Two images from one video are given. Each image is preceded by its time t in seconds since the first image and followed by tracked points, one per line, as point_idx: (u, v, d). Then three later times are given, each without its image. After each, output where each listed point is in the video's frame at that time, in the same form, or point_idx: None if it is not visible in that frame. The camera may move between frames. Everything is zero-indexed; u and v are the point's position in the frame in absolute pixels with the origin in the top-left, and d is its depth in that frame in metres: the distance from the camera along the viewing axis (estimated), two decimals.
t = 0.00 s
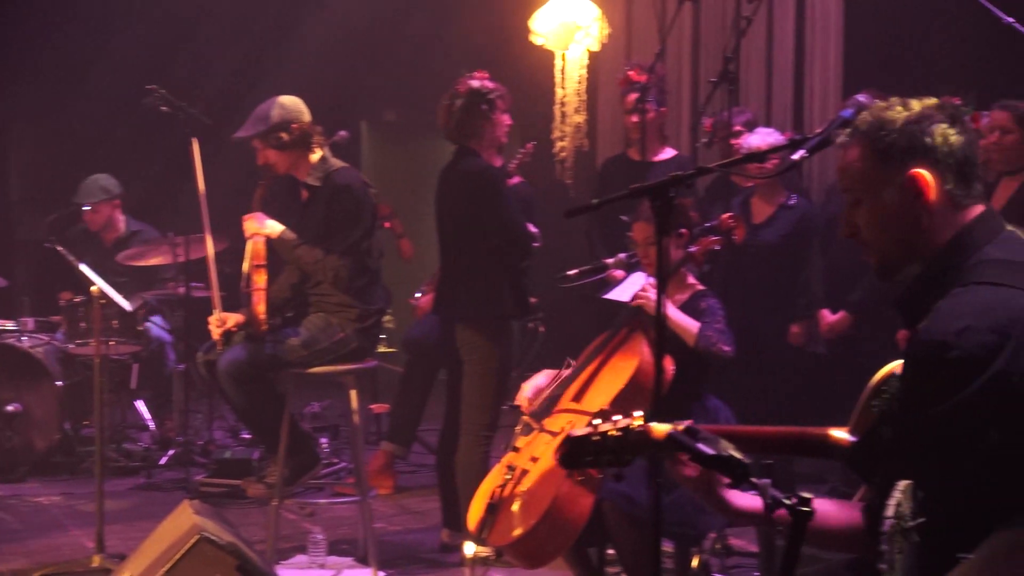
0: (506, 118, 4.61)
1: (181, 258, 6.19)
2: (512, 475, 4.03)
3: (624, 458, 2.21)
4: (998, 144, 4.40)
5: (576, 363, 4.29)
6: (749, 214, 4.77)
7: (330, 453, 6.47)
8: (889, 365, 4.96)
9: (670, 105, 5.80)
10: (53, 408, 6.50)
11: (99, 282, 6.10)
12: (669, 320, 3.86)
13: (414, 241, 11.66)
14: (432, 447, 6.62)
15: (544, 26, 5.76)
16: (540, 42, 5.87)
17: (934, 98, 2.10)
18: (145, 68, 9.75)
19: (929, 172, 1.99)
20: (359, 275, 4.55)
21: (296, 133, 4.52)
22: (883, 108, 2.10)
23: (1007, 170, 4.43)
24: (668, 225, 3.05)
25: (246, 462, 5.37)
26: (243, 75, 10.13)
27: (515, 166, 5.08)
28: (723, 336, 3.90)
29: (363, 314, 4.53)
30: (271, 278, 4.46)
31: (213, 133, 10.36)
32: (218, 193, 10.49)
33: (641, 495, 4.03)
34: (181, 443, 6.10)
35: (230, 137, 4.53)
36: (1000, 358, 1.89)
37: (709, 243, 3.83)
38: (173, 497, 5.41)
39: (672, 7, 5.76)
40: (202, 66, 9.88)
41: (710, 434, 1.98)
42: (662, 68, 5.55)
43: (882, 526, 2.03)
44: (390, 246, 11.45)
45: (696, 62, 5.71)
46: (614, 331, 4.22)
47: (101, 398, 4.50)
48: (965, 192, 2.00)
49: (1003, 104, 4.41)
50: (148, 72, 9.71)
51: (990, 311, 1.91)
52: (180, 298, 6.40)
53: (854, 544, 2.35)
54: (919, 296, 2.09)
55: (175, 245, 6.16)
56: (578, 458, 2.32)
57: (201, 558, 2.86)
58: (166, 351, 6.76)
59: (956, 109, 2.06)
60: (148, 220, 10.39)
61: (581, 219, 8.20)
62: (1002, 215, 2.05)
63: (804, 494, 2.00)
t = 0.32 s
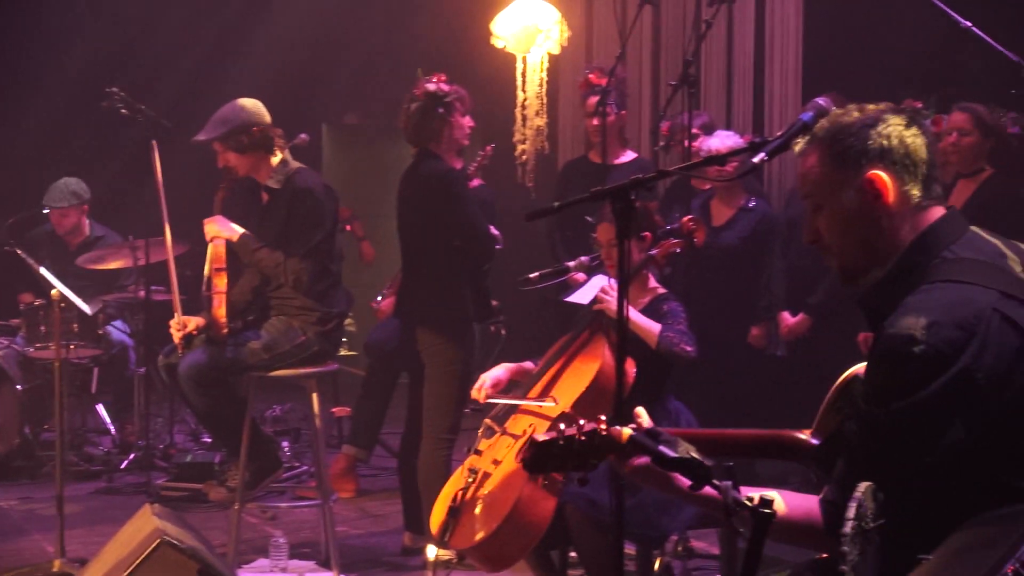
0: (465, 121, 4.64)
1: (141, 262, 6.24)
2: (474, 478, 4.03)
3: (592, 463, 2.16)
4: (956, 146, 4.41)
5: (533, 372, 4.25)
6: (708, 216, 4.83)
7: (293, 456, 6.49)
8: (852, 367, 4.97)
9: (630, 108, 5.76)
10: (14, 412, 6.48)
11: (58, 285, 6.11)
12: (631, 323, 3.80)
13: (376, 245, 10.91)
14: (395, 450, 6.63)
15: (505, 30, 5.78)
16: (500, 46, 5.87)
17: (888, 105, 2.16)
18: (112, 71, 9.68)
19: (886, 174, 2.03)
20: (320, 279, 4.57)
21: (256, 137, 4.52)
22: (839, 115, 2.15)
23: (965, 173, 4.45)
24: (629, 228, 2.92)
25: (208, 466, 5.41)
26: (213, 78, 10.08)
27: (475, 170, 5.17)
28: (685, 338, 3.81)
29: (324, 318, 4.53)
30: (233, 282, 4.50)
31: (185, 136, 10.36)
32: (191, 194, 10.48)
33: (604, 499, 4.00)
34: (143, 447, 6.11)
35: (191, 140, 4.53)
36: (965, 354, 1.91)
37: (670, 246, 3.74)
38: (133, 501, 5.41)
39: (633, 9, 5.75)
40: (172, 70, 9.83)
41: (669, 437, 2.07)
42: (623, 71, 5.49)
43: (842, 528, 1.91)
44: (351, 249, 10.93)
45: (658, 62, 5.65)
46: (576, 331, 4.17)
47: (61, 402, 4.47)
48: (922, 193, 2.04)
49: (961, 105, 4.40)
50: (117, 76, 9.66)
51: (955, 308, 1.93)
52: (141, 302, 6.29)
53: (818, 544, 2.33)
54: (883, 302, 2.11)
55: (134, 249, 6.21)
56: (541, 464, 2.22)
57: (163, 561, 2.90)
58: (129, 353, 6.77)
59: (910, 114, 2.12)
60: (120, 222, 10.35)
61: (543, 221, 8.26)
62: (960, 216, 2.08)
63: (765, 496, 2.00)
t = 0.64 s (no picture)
0: (465, 121, 4.68)
1: (142, 262, 6.26)
2: (476, 479, 4.04)
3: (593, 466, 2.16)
4: (953, 147, 4.43)
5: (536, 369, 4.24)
6: (709, 216, 4.85)
7: (293, 456, 6.50)
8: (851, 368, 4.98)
9: (630, 110, 5.74)
10: (15, 414, 6.48)
11: (59, 286, 6.12)
12: (632, 325, 3.79)
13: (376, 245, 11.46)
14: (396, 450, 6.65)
15: (506, 31, 5.99)
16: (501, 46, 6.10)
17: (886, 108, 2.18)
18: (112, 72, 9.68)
19: (883, 175, 2.05)
20: (322, 279, 4.56)
21: (257, 138, 4.53)
22: (837, 119, 2.18)
23: (962, 173, 4.45)
24: (630, 228, 2.89)
25: (208, 467, 5.42)
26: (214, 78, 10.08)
27: (475, 170, 5.18)
28: (686, 338, 3.80)
29: (325, 318, 4.55)
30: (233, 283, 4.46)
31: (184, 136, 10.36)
32: (190, 194, 10.47)
33: (605, 499, 4.04)
34: (145, 448, 6.14)
35: (192, 141, 4.53)
36: (966, 353, 1.91)
37: (671, 247, 3.77)
38: (134, 502, 5.42)
39: (633, 9, 5.74)
40: (173, 71, 9.84)
41: (669, 438, 2.08)
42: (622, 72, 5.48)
43: (845, 528, 1.87)
44: (352, 249, 11.44)
45: (657, 65, 5.62)
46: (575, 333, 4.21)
47: (61, 403, 4.47)
48: (921, 193, 2.05)
49: (958, 106, 4.46)
50: (118, 77, 9.66)
51: (957, 307, 1.93)
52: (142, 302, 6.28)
53: (817, 541, 2.32)
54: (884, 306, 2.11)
55: (136, 250, 6.23)
56: (544, 465, 2.22)
57: (165, 563, 3.00)
58: (130, 353, 6.78)
59: (908, 116, 2.14)
60: (119, 222, 10.34)
61: (542, 222, 8.28)
62: (961, 217, 2.08)
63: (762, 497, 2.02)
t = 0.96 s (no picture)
0: (471, 120, 4.68)
1: (150, 262, 6.27)
2: (484, 478, 4.05)
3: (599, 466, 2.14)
4: (959, 147, 4.43)
5: (544, 368, 4.25)
6: (716, 216, 4.85)
7: (300, 455, 6.51)
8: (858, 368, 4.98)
9: (636, 109, 5.73)
10: (23, 413, 6.50)
11: (67, 286, 6.13)
12: (642, 330, 3.78)
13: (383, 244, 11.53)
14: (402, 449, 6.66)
15: (513, 30, 5.86)
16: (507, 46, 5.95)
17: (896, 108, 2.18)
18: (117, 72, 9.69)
19: (899, 172, 2.04)
20: (328, 278, 4.56)
21: (263, 138, 4.53)
22: (850, 114, 2.16)
23: (969, 173, 4.45)
24: (636, 228, 2.90)
25: (216, 465, 5.43)
26: (218, 78, 10.08)
27: (483, 169, 5.17)
28: (697, 340, 3.80)
29: (332, 317, 4.54)
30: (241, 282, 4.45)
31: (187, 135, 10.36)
32: (194, 194, 10.48)
33: (613, 498, 4.01)
34: (153, 446, 6.15)
35: (198, 140, 4.52)
36: (974, 350, 1.90)
37: (679, 247, 3.78)
38: (141, 501, 5.44)
39: (640, 8, 5.73)
40: (179, 72, 9.84)
41: (678, 437, 2.06)
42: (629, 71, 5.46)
43: (850, 527, 1.88)
44: (360, 248, 11.46)
45: (664, 63, 5.62)
46: (583, 333, 4.21)
47: (69, 402, 4.47)
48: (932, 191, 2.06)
49: (964, 106, 4.45)
50: (122, 76, 9.66)
51: (963, 305, 1.92)
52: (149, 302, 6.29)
53: (825, 537, 2.32)
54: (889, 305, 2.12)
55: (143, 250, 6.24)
56: (550, 467, 2.19)
57: (173, 562, 3.02)
58: (138, 352, 6.80)
59: (919, 117, 2.14)
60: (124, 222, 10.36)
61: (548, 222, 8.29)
62: (967, 215, 2.09)
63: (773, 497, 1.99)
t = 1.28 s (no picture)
0: (485, 119, 4.68)
1: (163, 262, 6.28)
2: (499, 478, 4.05)
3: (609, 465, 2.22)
4: (973, 146, 4.43)
5: (558, 367, 4.25)
6: (730, 216, 4.87)
7: (314, 455, 6.51)
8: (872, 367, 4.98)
9: (650, 108, 5.74)
10: (38, 412, 6.53)
11: (81, 286, 6.15)
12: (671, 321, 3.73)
13: (398, 243, 11.62)
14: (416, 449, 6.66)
15: (526, 30, 5.87)
16: (521, 46, 5.97)
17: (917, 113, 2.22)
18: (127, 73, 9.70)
19: (929, 170, 2.07)
20: (342, 278, 4.56)
21: (277, 138, 4.53)
22: (879, 110, 2.18)
23: (984, 172, 4.44)
24: (649, 227, 2.92)
25: (230, 465, 5.44)
26: (228, 79, 10.09)
27: (497, 170, 5.16)
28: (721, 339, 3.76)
29: (346, 317, 4.55)
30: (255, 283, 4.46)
31: (195, 136, 10.37)
32: (203, 194, 10.49)
33: (626, 499, 3.94)
34: (168, 446, 6.17)
35: (213, 140, 4.52)
36: (993, 346, 1.94)
37: (695, 247, 3.83)
38: (156, 501, 5.45)
39: (654, 7, 5.73)
40: (188, 73, 9.86)
41: (690, 436, 2.14)
42: (643, 70, 5.47)
43: (864, 527, 1.96)
44: (374, 248, 11.49)
45: (678, 63, 5.62)
46: (598, 334, 4.21)
47: (84, 402, 4.47)
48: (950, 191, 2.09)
49: (980, 105, 4.43)
50: (131, 77, 9.68)
51: (978, 302, 1.97)
52: (163, 302, 6.30)
53: (842, 531, 2.33)
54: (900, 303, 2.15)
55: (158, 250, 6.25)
56: (560, 463, 2.27)
57: (188, 561, 3.03)
58: (153, 352, 6.82)
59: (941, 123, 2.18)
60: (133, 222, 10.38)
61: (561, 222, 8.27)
62: (983, 214, 2.12)
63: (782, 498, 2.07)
